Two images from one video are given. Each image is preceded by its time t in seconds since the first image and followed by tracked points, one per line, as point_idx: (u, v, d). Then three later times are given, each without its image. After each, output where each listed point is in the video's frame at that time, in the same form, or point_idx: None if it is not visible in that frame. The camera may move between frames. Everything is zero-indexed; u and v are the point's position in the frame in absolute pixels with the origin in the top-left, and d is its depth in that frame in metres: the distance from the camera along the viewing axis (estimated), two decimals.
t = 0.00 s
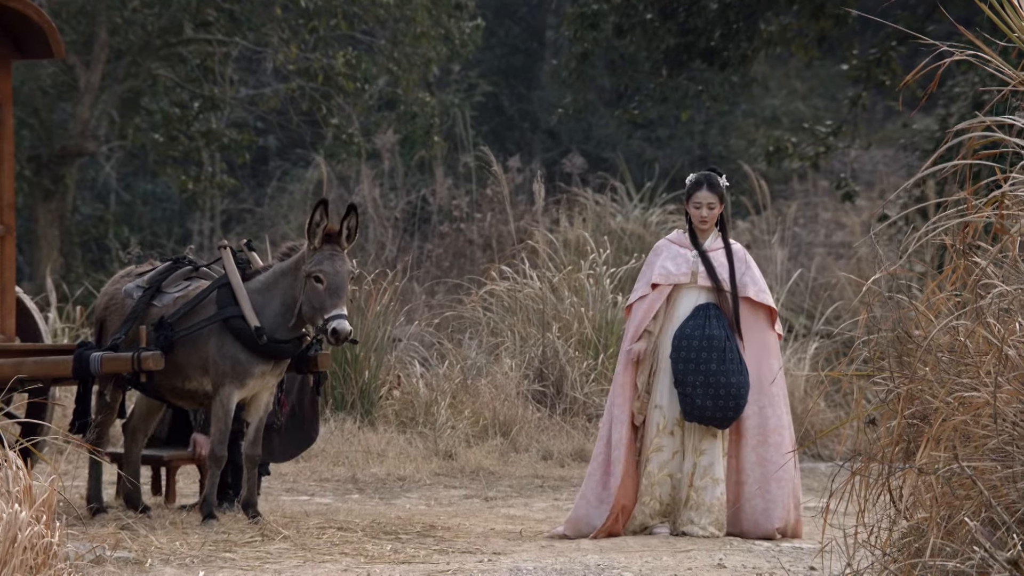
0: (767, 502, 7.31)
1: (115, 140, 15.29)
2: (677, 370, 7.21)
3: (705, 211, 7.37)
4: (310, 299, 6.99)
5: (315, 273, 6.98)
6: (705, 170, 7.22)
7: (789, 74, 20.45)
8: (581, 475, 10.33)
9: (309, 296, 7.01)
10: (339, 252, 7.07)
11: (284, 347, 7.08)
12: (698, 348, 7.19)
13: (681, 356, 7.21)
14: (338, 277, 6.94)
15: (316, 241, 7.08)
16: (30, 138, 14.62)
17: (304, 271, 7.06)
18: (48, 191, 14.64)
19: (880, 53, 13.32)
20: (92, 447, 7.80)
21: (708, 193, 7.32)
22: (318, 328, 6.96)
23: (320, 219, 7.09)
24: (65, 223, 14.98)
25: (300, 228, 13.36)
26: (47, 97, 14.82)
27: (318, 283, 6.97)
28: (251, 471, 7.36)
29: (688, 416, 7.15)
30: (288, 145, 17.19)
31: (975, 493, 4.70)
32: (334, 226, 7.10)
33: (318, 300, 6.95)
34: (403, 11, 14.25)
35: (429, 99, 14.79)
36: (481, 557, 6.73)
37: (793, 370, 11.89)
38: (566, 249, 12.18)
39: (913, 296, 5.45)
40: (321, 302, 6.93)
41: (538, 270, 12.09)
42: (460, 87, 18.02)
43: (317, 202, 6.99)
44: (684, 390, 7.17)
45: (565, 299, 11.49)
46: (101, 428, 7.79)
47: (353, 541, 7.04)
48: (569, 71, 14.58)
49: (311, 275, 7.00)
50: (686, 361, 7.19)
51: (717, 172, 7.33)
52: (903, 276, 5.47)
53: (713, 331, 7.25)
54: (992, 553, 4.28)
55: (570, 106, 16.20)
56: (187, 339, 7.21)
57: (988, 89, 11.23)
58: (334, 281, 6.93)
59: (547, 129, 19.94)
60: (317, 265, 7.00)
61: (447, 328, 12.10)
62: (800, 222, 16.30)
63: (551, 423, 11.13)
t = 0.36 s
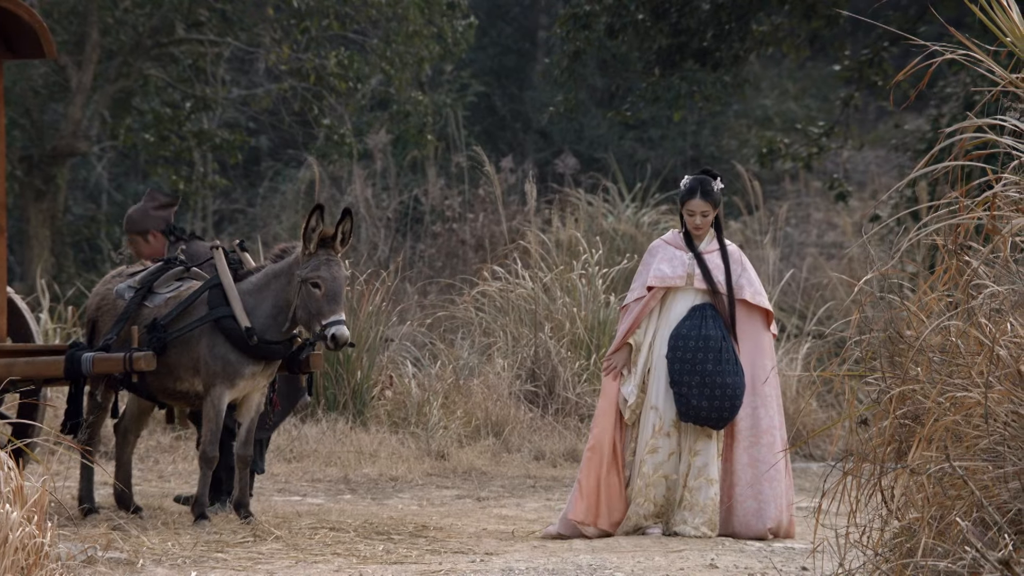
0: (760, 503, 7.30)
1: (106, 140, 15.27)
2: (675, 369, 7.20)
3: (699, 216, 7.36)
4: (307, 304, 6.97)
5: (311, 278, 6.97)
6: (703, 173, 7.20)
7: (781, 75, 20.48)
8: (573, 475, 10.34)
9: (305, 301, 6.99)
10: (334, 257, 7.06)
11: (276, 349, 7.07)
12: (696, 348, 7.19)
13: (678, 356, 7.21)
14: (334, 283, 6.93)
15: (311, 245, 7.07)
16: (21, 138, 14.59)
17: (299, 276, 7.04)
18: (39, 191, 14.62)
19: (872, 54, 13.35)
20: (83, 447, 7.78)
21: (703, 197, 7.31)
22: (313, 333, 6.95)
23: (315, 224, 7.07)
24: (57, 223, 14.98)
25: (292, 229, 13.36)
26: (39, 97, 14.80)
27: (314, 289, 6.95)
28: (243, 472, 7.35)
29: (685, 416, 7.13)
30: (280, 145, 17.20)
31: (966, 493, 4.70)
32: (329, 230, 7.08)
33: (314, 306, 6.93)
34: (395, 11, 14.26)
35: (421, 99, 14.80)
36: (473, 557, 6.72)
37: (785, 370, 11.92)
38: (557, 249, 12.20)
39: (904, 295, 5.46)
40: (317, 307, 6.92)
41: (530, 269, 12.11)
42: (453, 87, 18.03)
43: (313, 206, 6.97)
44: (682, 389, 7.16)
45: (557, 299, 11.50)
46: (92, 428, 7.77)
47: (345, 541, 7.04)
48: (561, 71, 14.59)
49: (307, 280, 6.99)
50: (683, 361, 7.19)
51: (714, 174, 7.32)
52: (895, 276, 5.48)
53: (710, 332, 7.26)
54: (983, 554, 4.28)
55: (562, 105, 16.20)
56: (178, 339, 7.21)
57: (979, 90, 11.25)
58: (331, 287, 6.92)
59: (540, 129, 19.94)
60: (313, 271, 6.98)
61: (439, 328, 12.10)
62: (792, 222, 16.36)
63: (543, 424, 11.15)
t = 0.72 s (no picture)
0: (753, 502, 7.32)
1: (97, 139, 15.25)
2: (670, 370, 7.22)
3: (691, 219, 7.37)
4: (302, 303, 6.98)
5: (307, 278, 6.97)
6: (694, 176, 7.21)
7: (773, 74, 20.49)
8: (565, 474, 10.34)
9: (300, 300, 7.00)
10: (328, 256, 7.07)
11: (267, 348, 7.06)
12: (688, 350, 7.24)
13: (673, 358, 7.24)
14: (330, 281, 6.94)
15: (305, 245, 7.07)
16: (11, 137, 14.55)
17: (293, 276, 7.03)
18: (30, 190, 14.60)
19: (863, 53, 13.37)
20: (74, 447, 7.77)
21: (695, 199, 7.31)
22: (309, 332, 6.96)
23: (309, 223, 7.07)
24: (47, 222, 14.97)
25: (283, 228, 13.36)
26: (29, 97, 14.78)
27: (310, 288, 6.96)
28: (234, 472, 7.34)
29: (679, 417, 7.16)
30: (271, 145, 17.19)
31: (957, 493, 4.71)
32: (323, 230, 7.09)
33: (311, 305, 6.94)
34: (387, 10, 14.26)
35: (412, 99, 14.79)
36: (464, 557, 6.72)
37: (776, 369, 11.94)
38: (549, 248, 12.21)
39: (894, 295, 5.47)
40: (314, 306, 6.92)
41: (521, 269, 12.12)
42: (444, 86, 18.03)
43: (307, 206, 6.97)
44: (675, 390, 7.19)
45: (549, 299, 11.51)
46: (83, 428, 7.75)
47: (336, 541, 7.03)
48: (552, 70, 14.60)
49: (302, 280, 6.99)
50: (676, 362, 7.23)
51: (707, 176, 7.31)
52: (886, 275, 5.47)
53: (703, 334, 7.29)
54: (974, 552, 4.29)
55: (554, 105, 16.20)
56: (170, 340, 7.19)
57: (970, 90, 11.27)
58: (327, 286, 6.93)
59: (531, 128, 19.94)
60: (309, 270, 6.99)
61: (430, 328, 12.10)
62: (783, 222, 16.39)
63: (535, 423, 11.13)
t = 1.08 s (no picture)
0: (747, 504, 7.33)
1: (88, 139, 15.23)
2: (667, 371, 7.20)
3: (686, 218, 7.37)
4: (295, 303, 6.97)
5: (300, 277, 6.97)
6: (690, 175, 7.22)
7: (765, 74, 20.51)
8: (558, 475, 10.34)
9: (292, 299, 6.99)
10: (321, 256, 7.06)
11: (259, 348, 7.05)
12: (688, 350, 7.22)
13: (669, 358, 7.22)
14: (323, 281, 6.94)
15: (298, 244, 7.06)
16: (3, 137, 14.53)
17: (286, 275, 7.03)
18: (21, 190, 14.59)
19: (854, 54, 13.39)
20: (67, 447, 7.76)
21: (690, 199, 7.32)
22: (301, 332, 6.95)
23: (302, 223, 7.06)
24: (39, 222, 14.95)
25: (275, 228, 13.36)
26: (21, 97, 14.76)
27: (302, 288, 6.95)
28: (226, 472, 7.33)
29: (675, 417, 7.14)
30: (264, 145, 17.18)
31: (948, 493, 4.71)
32: (316, 229, 7.08)
33: (303, 305, 6.94)
34: (379, 10, 14.27)
35: (405, 99, 14.78)
36: (456, 557, 6.72)
37: (768, 369, 11.95)
38: (541, 249, 12.22)
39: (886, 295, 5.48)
40: (306, 306, 6.92)
41: (514, 268, 12.13)
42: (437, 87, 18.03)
43: (300, 206, 6.96)
44: (672, 391, 7.17)
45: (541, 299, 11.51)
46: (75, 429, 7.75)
47: (328, 541, 7.03)
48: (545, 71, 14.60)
49: (295, 279, 6.98)
50: (674, 362, 7.21)
51: (700, 176, 7.34)
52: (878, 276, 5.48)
53: (700, 334, 7.28)
54: (965, 552, 4.29)
55: (546, 105, 16.21)
56: (162, 340, 7.19)
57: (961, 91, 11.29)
58: (320, 286, 6.92)
59: (523, 128, 19.95)
60: (302, 270, 6.98)
61: (422, 328, 12.11)
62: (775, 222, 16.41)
63: (527, 423, 11.13)
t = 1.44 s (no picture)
0: (735, 504, 7.35)
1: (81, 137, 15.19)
2: (666, 372, 7.13)
3: (676, 216, 7.37)
4: (288, 301, 6.97)
5: (293, 276, 6.96)
6: (682, 174, 7.22)
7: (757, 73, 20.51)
8: (551, 474, 10.33)
9: (285, 298, 6.99)
10: (313, 255, 7.05)
11: (252, 347, 7.05)
12: (686, 351, 7.16)
13: (667, 359, 7.16)
14: (317, 280, 6.93)
15: (290, 243, 7.05)
16: None
17: (279, 274, 7.02)
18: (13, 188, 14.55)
19: (847, 53, 13.40)
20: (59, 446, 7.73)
21: (680, 197, 7.32)
22: (295, 330, 6.95)
23: (294, 222, 7.04)
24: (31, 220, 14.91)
25: (268, 227, 13.33)
26: (13, 95, 14.72)
27: (296, 286, 6.95)
28: (219, 470, 7.32)
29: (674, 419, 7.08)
30: (257, 144, 17.15)
31: (940, 491, 4.72)
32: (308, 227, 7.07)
33: (296, 303, 6.93)
34: (373, 9, 14.26)
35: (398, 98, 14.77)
36: (449, 556, 6.70)
37: (761, 368, 11.96)
38: (534, 248, 12.22)
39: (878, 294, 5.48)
40: (299, 305, 6.92)
41: (506, 267, 12.12)
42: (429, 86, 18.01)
43: (292, 205, 6.94)
44: (671, 392, 7.11)
45: (534, 298, 11.51)
46: (68, 428, 7.72)
47: (320, 540, 7.02)
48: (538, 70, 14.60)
49: (288, 277, 6.98)
50: (672, 363, 7.14)
51: (691, 175, 7.34)
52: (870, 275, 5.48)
53: (696, 335, 7.23)
54: (957, 550, 4.29)
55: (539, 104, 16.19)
56: (155, 339, 7.15)
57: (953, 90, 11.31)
58: (313, 284, 6.92)
59: (516, 127, 19.93)
60: (295, 268, 6.97)
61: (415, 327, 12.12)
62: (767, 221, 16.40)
63: (520, 422, 11.13)
